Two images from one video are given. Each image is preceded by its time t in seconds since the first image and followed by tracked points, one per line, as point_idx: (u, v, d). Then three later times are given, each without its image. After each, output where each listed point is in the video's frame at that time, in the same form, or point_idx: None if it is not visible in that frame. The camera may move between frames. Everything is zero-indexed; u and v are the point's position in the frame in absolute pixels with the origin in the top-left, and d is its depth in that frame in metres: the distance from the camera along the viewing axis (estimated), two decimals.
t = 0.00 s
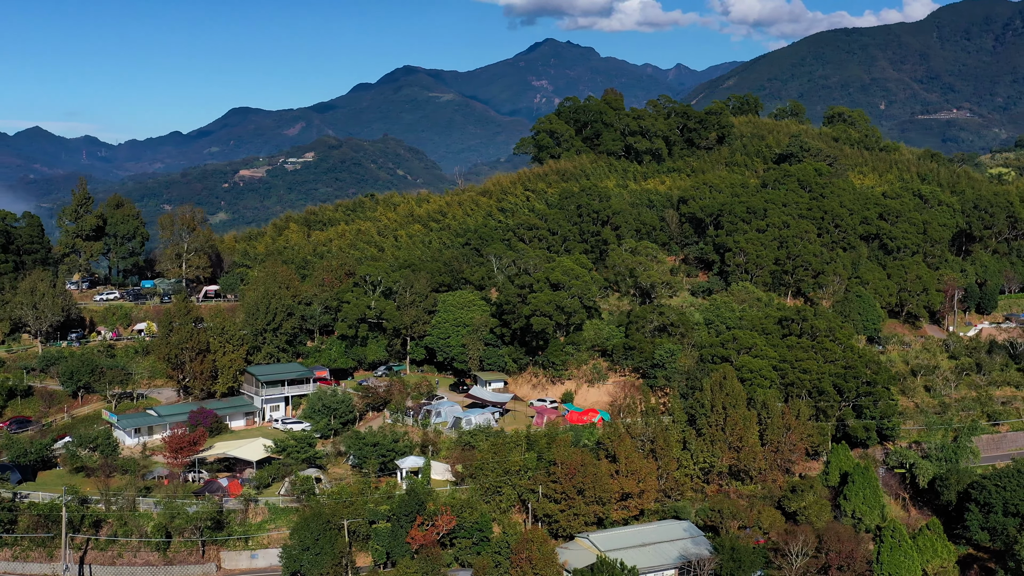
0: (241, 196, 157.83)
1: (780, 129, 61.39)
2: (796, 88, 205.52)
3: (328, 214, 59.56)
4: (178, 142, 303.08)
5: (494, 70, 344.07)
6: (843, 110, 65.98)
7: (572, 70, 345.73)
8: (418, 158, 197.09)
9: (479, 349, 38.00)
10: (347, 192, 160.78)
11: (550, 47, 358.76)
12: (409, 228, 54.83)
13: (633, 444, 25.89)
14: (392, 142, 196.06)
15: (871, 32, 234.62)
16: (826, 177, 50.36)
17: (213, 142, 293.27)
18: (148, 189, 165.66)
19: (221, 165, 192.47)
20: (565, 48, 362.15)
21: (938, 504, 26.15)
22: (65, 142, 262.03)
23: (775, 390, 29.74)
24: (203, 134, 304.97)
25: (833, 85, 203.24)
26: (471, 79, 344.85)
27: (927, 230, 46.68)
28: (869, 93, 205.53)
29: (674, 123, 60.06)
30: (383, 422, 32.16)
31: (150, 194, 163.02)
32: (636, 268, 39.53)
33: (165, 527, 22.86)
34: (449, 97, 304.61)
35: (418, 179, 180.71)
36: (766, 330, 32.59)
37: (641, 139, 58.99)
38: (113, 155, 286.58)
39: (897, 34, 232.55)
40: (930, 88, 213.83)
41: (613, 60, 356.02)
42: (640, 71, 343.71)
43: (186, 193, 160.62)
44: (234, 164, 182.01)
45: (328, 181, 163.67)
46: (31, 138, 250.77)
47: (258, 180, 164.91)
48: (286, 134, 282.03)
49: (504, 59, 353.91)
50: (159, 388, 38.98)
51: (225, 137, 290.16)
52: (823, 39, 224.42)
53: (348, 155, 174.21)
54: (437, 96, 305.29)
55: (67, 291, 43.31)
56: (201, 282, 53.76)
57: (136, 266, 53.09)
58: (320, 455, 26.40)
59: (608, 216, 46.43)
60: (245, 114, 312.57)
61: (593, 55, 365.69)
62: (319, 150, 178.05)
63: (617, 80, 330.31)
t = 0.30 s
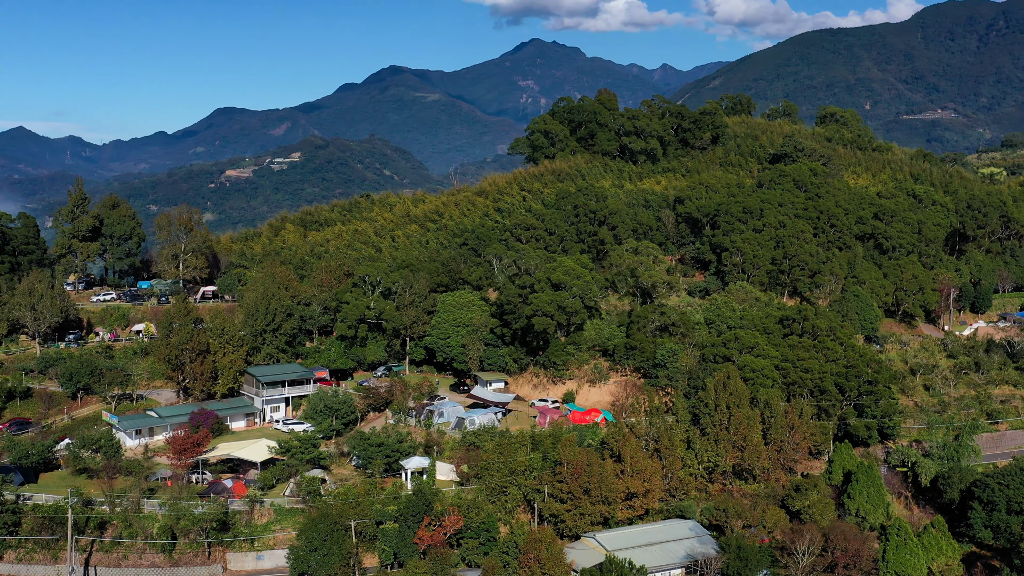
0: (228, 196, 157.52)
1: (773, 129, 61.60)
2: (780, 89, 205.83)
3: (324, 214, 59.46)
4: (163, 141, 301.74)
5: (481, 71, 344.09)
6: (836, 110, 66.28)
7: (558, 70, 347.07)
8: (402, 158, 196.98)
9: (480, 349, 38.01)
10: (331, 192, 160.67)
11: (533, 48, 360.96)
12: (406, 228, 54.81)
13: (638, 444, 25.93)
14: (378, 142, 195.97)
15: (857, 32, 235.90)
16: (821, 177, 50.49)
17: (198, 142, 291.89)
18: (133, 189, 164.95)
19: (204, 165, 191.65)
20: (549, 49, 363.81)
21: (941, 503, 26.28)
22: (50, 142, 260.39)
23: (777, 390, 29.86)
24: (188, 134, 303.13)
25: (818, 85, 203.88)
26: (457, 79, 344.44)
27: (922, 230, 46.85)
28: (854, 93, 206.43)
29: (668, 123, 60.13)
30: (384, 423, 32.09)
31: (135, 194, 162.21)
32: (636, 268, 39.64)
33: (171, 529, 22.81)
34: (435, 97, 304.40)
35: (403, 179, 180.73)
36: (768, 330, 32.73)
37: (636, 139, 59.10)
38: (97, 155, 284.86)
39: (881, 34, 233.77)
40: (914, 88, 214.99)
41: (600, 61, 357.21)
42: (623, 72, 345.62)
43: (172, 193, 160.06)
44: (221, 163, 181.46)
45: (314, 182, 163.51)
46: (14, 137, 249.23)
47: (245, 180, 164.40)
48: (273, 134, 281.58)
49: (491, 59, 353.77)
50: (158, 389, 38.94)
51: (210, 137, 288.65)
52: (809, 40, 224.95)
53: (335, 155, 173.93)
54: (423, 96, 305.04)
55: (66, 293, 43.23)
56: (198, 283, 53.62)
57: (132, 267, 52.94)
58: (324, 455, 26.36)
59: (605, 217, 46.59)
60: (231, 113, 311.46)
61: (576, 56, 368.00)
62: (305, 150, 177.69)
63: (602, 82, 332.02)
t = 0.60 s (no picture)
0: (214, 197, 157.23)
1: (768, 129, 61.76)
2: (767, 90, 205.24)
3: (321, 215, 59.37)
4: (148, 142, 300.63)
5: (469, 70, 343.98)
6: (829, 111, 66.54)
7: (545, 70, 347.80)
8: (389, 158, 196.76)
9: (481, 350, 38.03)
10: (317, 193, 160.46)
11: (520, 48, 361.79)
12: (404, 228, 54.76)
13: (644, 443, 25.98)
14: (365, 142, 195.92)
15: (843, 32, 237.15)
16: (818, 177, 50.56)
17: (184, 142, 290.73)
18: (119, 189, 164.39)
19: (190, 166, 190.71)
20: (536, 49, 364.80)
21: (945, 501, 26.38)
22: (36, 142, 258.95)
23: (781, 389, 29.98)
24: (173, 134, 301.50)
25: (804, 84, 204.38)
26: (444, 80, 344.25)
27: (918, 230, 47.01)
28: (840, 93, 207.17)
29: (664, 124, 60.20)
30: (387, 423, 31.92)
31: (121, 193, 161.45)
32: (637, 268, 39.69)
33: (178, 530, 22.78)
34: (422, 97, 304.22)
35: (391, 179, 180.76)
36: (771, 330, 32.84)
37: (632, 139, 59.18)
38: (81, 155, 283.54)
39: (867, 34, 234.76)
40: (900, 88, 216.14)
41: (588, 61, 358.05)
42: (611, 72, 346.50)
43: (159, 194, 159.49)
44: (208, 164, 181.03)
45: (301, 182, 163.31)
46: None
47: (232, 180, 163.99)
48: (259, 134, 281.10)
49: (479, 59, 353.66)
50: (158, 390, 38.88)
51: (196, 137, 287.42)
52: (794, 40, 225.46)
53: (321, 155, 173.56)
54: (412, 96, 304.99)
55: (65, 294, 43.16)
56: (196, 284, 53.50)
57: (130, 268, 52.82)
58: (329, 456, 26.33)
59: (603, 217, 46.77)
60: (218, 113, 310.56)
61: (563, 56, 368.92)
62: (293, 150, 177.47)
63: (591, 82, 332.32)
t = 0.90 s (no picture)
0: (202, 197, 156.94)
1: (764, 129, 61.91)
2: (753, 91, 205.72)
3: (319, 215, 59.28)
4: (135, 141, 299.38)
5: (458, 71, 344.05)
6: (824, 111, 66.79)
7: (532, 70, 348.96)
8: (378, 158, 196.81)
9: (484, 350, 38.04)
10: (305, 193, 160.42)
11: (508, 48, 362.74)
12: (403, 228, 54.73)
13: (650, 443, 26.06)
14: (353, 143, 195.81)
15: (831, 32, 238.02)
16: (815, 177, 50.65)
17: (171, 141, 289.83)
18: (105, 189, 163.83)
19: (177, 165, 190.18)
20: (524, 49, 365.65)
21: (950, 500, 26.51)
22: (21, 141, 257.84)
23: (786, 389, 30.08)
24: (160, 134, 299.81)
25: (791, 85, 205.22)
26: (433, 80, 344.05)
27: (915, 230, 47.15)
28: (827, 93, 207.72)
29: (660, 124, 60.27)
30: (392, 424, 31.90)
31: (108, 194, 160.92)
32: (640, 268, 39.69)
33: (186, 531, 22.74)
34: (411, 97, 304.13)
35: (378, 180, 181.10)
36: (774, 330, 32.94)
37: (629, 139, 59.23)
38: (67, 156, 282.21)
39: (855, 35, 235.73)
40: (886, 88, 217.13)
41: (577, 61, 358.76)
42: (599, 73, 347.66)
43: (146, 194, 159.01)
44: (196, 164, 180.49)
45: (289, 182, 163.27)
46: None
47: (220, 180, 163.62)
48: (246, 134, 280.62)
49: (467, 60, 353.88)
50: (161, 391, 38.84)
51: (183, 137, 286.67)
52: (781, 40, 225.94)
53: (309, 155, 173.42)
54: (400, 96, 305.10)
55: (66, 295, 43.07)
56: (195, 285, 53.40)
57: (129, 269, 52.70)
58: (336, 457, 26.31)
59: (601, 217, 46.85)
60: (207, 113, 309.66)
61: (550, 57, 370.74)
62: (281, 150, 177.10)
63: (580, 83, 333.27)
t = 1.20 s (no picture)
0: (189, 197, 156.58)
1: (759, 129, 62.05)
2: (740, 90, 206.31)
3: (318, 215, 59.19)
4: (121, 141, 298.11)
5: (445, 72, 344.10)
6: (818, 111, 67.01)
7: (518, 70, 350.08)
8: (365, 158, 196.87)
9: (486, 350, 38.04)
10: (292, 192, 160.20)
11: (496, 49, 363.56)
12: (402, 229, 54.67)
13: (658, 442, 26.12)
14: (340, 143, 195.65)
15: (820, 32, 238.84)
16: (812, 177, 50.76)
17: (157, 141, 288.72)
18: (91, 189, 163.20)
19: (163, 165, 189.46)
20: (511, 50, 366.92)
21: (955, 498, 26.60)
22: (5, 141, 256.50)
23: (791, 388, 30.16)
24: (147, 134, 298.31)
25: (778, 84, 205.51)
26: (422, 80, 343.80)
27: (912, 229, 47.27)
28: (814, 93, 208.15)
29: (657, 124, 60.25)
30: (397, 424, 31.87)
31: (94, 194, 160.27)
32: (643, 268, 39.72)
33: (195, 533, 22.74)
34: (397, 97, 303.86)
35: (365, 180, 181.41)
36: (778, 330, 33.03)
37: (626, 139, 59.27)
38: (52, 156, 280.75)
39: (843, 35, 236.65)
40: (872, 88, 218.07)
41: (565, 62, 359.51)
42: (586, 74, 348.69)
43: (133, 194, 158.39)
44: (183, 164, 179.87)
45: (276, 182, 162.99)
46: None
47: (207, 180, 163.18)
48: (234, 134, 279.91)
49: (455, 60, 354.19)
50: (163, 392, 38.73)
51: (170, 137, 285.74)
52: (768, 40, 226.46)
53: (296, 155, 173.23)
54: (388, 95, 305.06)
55: (68, 296, 42.97)
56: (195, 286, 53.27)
57: (128, 270, 52.56)
58: (343, 457, 26.30)
59: (600, 217, 46.89)
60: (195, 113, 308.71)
61: (538, 57, 371.77)
62: (268, 150, 176.64)
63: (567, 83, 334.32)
